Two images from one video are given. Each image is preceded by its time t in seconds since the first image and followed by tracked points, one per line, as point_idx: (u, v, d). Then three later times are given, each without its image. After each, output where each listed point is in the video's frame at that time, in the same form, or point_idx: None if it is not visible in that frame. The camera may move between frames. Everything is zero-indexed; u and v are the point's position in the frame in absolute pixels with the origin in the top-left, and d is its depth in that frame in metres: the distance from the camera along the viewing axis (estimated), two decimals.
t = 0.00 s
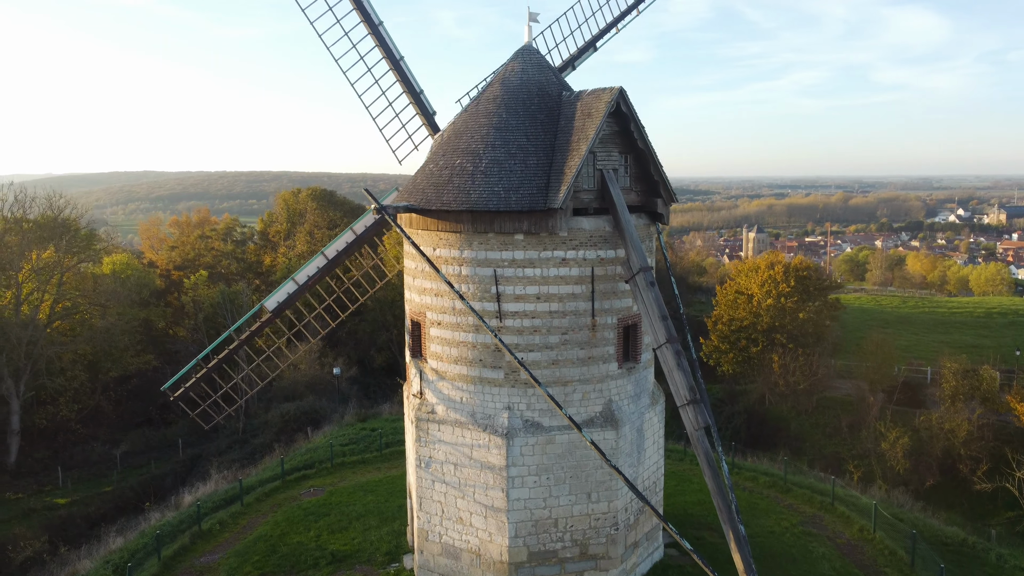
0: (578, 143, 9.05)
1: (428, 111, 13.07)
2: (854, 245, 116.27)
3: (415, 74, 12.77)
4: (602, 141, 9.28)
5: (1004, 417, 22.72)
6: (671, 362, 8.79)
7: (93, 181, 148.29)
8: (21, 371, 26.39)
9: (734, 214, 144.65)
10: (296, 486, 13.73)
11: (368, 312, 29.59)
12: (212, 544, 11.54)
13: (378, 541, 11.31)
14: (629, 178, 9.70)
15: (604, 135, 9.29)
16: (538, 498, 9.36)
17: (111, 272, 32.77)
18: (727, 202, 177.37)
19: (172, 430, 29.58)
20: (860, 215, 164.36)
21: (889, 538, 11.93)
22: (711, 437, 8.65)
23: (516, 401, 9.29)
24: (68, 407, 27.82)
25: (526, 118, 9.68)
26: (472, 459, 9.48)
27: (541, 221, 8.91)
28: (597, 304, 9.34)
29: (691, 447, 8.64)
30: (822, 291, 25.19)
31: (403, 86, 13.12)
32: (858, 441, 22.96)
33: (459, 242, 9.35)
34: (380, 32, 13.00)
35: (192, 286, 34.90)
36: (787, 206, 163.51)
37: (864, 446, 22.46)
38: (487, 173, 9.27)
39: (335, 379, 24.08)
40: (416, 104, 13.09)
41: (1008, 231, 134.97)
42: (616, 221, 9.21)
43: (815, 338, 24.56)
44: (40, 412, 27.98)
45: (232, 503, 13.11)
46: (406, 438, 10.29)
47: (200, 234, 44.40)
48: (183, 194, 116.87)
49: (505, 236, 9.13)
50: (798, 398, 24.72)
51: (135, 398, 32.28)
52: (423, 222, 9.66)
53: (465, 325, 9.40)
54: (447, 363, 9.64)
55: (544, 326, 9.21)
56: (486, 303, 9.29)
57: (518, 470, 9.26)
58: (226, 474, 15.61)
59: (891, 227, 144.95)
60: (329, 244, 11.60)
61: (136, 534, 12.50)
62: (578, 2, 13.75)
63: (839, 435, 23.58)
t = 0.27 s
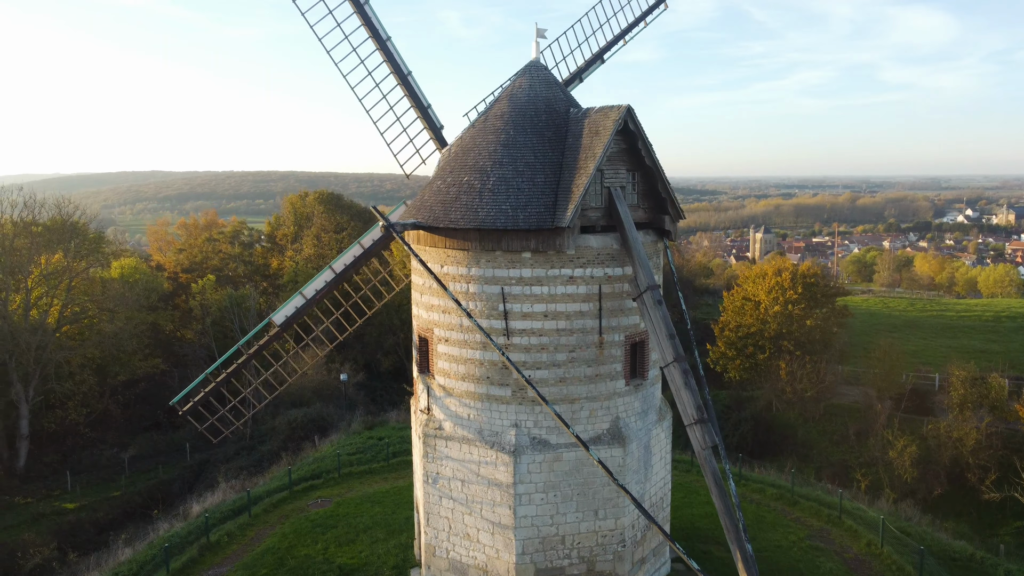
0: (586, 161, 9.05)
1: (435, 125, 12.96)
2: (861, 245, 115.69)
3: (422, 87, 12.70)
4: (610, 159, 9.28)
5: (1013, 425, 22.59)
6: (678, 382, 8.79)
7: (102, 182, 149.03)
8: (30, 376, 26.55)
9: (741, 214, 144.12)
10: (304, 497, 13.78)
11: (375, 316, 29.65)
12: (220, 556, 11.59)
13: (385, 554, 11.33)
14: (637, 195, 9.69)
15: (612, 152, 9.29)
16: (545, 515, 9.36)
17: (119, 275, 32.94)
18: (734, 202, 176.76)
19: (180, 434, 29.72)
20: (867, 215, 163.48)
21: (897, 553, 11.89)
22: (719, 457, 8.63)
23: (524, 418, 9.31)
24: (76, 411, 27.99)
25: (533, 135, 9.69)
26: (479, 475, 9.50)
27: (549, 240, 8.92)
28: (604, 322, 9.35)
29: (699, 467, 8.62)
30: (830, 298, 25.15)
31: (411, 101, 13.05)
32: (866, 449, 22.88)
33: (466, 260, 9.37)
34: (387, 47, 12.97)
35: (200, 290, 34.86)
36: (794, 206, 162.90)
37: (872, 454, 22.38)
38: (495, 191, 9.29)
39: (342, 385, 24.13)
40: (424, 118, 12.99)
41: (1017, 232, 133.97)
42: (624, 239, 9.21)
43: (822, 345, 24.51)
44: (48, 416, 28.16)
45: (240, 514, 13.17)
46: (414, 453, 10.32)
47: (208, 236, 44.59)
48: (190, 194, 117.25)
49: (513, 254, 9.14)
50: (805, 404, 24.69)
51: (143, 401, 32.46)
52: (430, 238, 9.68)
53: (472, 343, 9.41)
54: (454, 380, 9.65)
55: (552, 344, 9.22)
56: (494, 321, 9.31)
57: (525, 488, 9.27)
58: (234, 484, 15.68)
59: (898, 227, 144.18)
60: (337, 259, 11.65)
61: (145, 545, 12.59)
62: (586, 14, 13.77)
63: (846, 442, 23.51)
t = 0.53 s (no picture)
0: (592, 177, 9.06)
1: (441, 138, 12.55)
2: (867, 246, 115.29)
3: (429, 101, 12.27)
4: (616, 175, 9.29)
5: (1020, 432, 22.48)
6: (683, 398, 8.79)
7: (110, 182, 149.71)
8: (37, 380, 26.71)
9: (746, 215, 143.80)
10: (310, 506, 13.83)
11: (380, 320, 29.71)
12: (226, 566, 11.66)
13: (390, 565, 11.37)
14: (643, 211, 9.70)
15: (618, 168, 9.30)
16: (550, 530, 9.37)
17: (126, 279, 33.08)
18: (739, 202, 176.43)
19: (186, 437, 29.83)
20: (873, 216, 162.81)
21: (904, 566, 11.86)
22: (725, 473, 8.63)
23: (529, 433, 9.32)
24: (83, 414, 28.13)
25: (539, 150, 9.71)
26: (484, 490, 9.52)
27: (555, 256, 8.93)
28: (609, 337, 9.36)
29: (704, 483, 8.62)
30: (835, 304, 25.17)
31: (416, 113, 12.62)
32: (871, 455, 22.82)
33: (472, 275, 9.40)
34: (393, 60, 12.53)
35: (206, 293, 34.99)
36: (799, 206, 162.46)
37: (877, 460, 22.32)
38: (501, 207, 9.30)
39: (347, 390, 24.18)
40: (430, 131, 12.57)
41: None
42: (630, 255, 9.22)
43: (828, 351, 24.48)
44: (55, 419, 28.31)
45: (246, 523, 13.23)
46: (419, 467, 10.35)
47: (214, 239, 44.77)
48: (196, 194, 117.68)
49: (519, 269, 9.16)
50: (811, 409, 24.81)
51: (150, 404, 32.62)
52: (436, 253, 9.71)
53: (478, 357, 9.43)
54: (460, 394, 9.68)
55: (557, 360, 9.23)
56: (500, 336, 9.33)
57: (531, 503, 9.28)
58: (241, 491, 15.75)
59: (905, 228, 143.60)
60: (343, 271, 11.67)
61: (153, 554, 12.66)
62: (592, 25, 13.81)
63: (852, 449, 23.45)
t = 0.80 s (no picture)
0: (598, 195, 9.08)
1: (448, 153, 12.45)
2: (874, 247, 114.77)
3: (437, 117, 12.15)
4: (622, 193, 9.31)
5: None
6: (689, 417, 8.81)
7: (118, 182, 150.49)
8: (45, 384, 26.90)
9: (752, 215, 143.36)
10: (317, 517, 13.90)
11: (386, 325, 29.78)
12: None
13: None
14: (649, 228, 9.72)
15: (624, 186, 9.32)
16: (556, 547, 9.39)
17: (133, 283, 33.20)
18: (746, 202, 175.82)
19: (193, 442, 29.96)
20: (880, 216, 162.03)
21: None
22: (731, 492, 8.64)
23: (536, 450, 9.35)
24: (91, 418, 28.31)
25: (546, 168, 9.73)
26: (490, 506, 9.56)
27: (561, 274, 8.95)
28: (616, 355, 9.38)
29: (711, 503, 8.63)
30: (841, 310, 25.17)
31: (423, 129, 12.50)
32: (878, 463, 22.75)
33: (479, 292, 9.42)
34: (400, 76, 12.35)
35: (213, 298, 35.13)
36: (806, 206, 161.85)
37: (884, 468, 22.26)
38: (507, 225, 9.33)
39: (353, 395, 24.26)
40: (437, 147, 12.48)
41: None
42: (636, 273, 9.24)
43: (835, 358, 24.43)
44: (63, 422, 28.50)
45: (254, 534, 13.31)
46: (426, 482, 10.39)
47: (221, 242, 44.94)
48: (202, 194, 118.12)
49: (525, 288, 9.18)
50: (818, 417, 24.78)
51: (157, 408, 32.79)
52: (443, 270, 9.75)
53: (485, 375, 9.46)
54: (467, 411, 9.72)
55: (564, 378, 9.25)
56: (506, 353, 9.35)
57: (537, 520, 9.31)
58: (248, 500, 15.83)
59: (912, 228, 142.92)
60: (350, 284, 11.69)
61: (161, 565, 12.75)
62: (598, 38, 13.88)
63: (859, 456, 23.40)
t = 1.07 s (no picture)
0: (604, 213, 9.10)
1: (453, 167, 12.89)
2: (880, 248, 114.33)
3: (442, 132, 12.61)
4: (628, 210, 9.33)
5: None
6: (695, 435, 8.82)
7: (125, 182, 151.16)
8: (53, 389, 27.02)
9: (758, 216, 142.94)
10: (322, 527, 13.95)
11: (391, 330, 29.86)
12: None
13: None
14: (655, 245, 9.74)
15: (630, 203, 9.33)
16: (561, 564, 9.41)
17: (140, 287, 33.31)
18: (751, 202, 175.30)
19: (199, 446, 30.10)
20: (887, 217, 161.35)
21: None
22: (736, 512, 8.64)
23: (541, 467, 9.38)
24: (98, 422, 28.47)
25: (552, 186, 9.75)
26: (496, 523, 9.59)
27: (567, 292, 8.98)
28: (621, 372, 9.40)
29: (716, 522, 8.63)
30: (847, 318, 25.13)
31: (429, 143, 12.94)
32: (884, 471, 22.70)
33: (485, 309, 9.45)
34: (406, 91, 12.89)
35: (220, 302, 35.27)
36: (812, 206, 161.44)
37: (890, 476, 22.18)
38: (513, 243, 9.36)
39: (359, 401, 24.36)
40: (443, 161, 12.92)
41: None
42: (642, 290, 9.24)
43: (840, 366, 24.38)
44: (71, 426, 28.67)
45: (260, 545, 13.37)
46: (432, 496, 10.43)
47: (227, 245, 45.12)
48: (209, 194, 118.56)
49: (531, 305, 9.20)
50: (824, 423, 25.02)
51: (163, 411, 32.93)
52: (448, 287, 9.78)
53: (490, 392, 9.49)
54: (472, 427, 9.75)
55: (570, 395, 9.28)
56: (512, 371, 9.38)
57: (542, 537, 9.32)
58: (254, 510, 15.89)
59: (918, 228, 142.27)
60: (356, 298, 11.71)
61: None
62: (604, 50, 13.88)
63: (865, 464, 23.31)
